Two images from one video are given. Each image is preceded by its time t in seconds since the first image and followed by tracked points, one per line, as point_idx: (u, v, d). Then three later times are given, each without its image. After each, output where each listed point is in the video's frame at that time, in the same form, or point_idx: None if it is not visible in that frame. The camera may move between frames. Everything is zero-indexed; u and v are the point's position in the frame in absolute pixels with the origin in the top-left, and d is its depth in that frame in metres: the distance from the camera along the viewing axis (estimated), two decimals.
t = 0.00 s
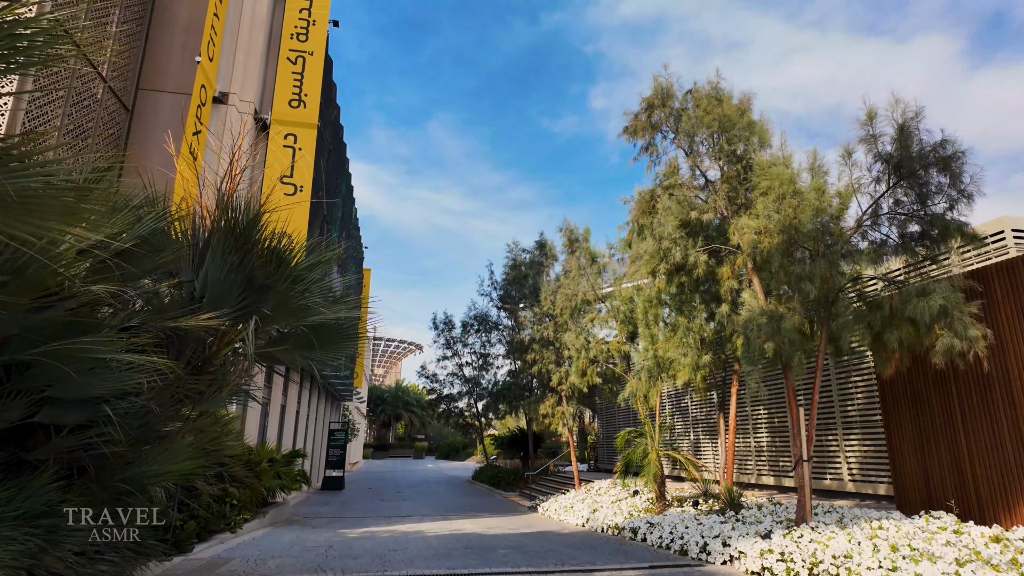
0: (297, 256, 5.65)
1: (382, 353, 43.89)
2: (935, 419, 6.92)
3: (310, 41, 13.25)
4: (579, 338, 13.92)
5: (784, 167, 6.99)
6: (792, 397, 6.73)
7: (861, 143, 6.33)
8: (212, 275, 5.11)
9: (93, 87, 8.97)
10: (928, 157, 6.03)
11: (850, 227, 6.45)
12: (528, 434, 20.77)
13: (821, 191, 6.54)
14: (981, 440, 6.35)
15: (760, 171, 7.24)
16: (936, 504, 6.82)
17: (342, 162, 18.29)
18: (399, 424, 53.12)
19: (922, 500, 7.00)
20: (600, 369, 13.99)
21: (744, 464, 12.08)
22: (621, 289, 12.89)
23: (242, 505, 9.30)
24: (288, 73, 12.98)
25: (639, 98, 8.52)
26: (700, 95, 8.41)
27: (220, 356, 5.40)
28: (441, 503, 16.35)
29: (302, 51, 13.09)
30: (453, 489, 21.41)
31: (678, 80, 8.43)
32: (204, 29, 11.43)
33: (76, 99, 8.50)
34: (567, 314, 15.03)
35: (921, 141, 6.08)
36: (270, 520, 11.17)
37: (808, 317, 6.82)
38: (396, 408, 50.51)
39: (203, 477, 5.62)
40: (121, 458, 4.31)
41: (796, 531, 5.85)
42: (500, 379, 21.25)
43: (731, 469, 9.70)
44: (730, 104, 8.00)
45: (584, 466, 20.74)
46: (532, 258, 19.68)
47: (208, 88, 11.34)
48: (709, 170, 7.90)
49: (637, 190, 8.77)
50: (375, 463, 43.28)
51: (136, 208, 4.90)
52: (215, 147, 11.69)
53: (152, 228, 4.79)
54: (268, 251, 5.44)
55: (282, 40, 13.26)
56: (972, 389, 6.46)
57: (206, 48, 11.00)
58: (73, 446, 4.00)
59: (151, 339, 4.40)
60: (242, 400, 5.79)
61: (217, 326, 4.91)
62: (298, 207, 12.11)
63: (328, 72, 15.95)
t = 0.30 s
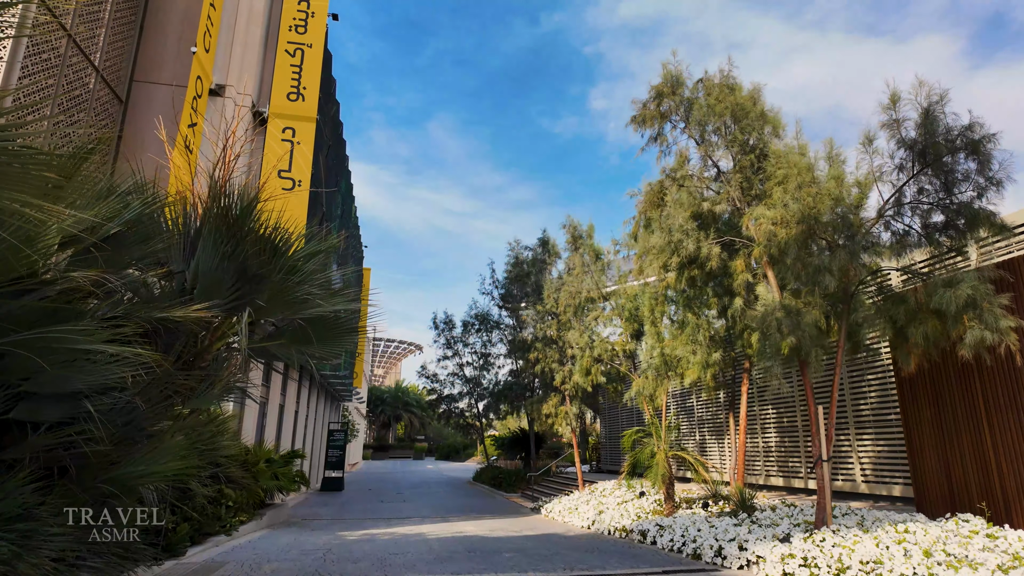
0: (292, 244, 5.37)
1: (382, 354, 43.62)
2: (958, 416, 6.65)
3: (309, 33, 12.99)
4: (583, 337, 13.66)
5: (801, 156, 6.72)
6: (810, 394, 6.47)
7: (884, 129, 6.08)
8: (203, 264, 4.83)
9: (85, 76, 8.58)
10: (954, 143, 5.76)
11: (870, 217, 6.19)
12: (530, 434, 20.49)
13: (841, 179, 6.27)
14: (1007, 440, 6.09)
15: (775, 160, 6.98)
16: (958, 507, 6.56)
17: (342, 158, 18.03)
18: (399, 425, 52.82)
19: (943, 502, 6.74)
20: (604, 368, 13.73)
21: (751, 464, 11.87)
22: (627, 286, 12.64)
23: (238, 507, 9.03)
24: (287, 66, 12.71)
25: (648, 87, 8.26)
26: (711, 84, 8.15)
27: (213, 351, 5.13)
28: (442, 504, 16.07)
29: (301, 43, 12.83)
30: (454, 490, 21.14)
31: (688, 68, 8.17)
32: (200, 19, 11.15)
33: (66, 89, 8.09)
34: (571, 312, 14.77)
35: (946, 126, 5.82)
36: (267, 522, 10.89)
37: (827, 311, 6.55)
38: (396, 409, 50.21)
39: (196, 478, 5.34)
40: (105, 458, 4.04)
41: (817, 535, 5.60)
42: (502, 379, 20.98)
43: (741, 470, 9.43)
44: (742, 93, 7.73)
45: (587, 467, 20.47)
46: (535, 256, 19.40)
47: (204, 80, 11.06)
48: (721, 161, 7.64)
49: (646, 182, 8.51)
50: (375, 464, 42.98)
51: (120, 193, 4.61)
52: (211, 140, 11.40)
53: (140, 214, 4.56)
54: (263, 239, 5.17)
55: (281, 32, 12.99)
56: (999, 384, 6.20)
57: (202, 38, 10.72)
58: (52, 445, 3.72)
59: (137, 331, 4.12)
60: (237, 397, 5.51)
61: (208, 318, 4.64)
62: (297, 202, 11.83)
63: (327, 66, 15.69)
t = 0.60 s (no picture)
0: (286, 235, 5.04)
1: (383, 354, 43.33)
2: (988, 416, 6.36)
3: (308, 25, 12.70)
4: (589, 335, 13.38)
5: (821, 146, 6.45)
6: (833, 394, 6.17)
7: (914, 115, 5.82)
8: (192, 255, 4.52)
9: (76, 64, 8.27)
10: (989, 128, 5.46)
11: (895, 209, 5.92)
12: (533, 435, 20.19)
13: (864, 169, 5.99)
14: None
15: (795, 150, 6.71)
16: (989, 513, 6.23)
17: (342, 154, 17.74)
18: (400, 425, 52.53)
19: (972, 509, 6.40)
20: (610, 367, 13.44)
21: (761, 466, 11.60)
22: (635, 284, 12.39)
23: (234, 510, 8.74)
24: (286, 58, 12.42)
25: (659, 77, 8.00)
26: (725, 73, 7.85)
27: (204, 348, 4.83)
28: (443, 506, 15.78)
29: (300, 35, 12.54)
30: (456, 491, 20.85)
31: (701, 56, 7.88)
32: (196, 8, 10.85)
33: (55, 78, 7.78)
34: (575, 310, 14.48)
35: (981, 110, 5.52)
36: (266, 525, 10.60)
37: (851, 307, 6.24)
38: (397, 409, 49.88)
39: (187, 482, 5.04)
40: (87, 461, 3.75)
41: (843, 542, 5.30)
42: (504, 379, 20.68)
43: (755, 472, 9.13)
44: (758, 80, 7.44)
45: (590, 468, 20.16)
46: (539, 253, 19.10)
47: (201, 71, 10.77)
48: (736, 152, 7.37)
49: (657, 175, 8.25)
50: (375, 465, 42.68)
51: (104, 177, 4.30)
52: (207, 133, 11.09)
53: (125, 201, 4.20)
54: (258, 228, 4.86)
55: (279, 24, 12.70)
56: None
57: (198, 28, 10.44)
58: (25, 449, 3.42)
59: (121, 325, 3.81)
60: (231, 397, 5.21)
61: (199, 311, 4.34)
62: (296, 196, 11.53)
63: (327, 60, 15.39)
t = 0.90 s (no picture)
0: (280, 222, 4.77)
1: (382, 354, 43.05)
2: (1014, 412, 6.10)
3: (306, 16, 12.43)
4: (592, 333, 13.11)
5: (839, 133, 6.19)
6: (853, 391, 5.89)
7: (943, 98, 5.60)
8: (180, 243, 4.25)
9: (66, 53, 7.97)
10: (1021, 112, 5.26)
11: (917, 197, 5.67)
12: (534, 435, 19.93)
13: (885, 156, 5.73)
14: None
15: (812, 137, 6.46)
16: (1015, 515, 5.97)
17: (340, 150, 17.46)
18: (399, 426, 52.24)
19: (997, 510, 6.14)
20: (614, 366, 13.16)
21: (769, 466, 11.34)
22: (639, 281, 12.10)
23: (229, 513, 8.45)
24: (283, 50, 12.14)
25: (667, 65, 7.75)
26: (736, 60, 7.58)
27: (193, 342, 4.54)
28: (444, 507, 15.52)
29: (298, 26, 12.26)
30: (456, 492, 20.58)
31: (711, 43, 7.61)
32: None
33: (43, 65, 7.48)
34: (579, 308, 14.20)
35: (1012, 93, 5.31)
36: (262, 527, 10.31)
37: (872, 301, 5.97)
38: (396, 409, 49.57)
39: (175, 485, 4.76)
40: (64, 462, 3.47)
41: (868, 547, 5.03)
42: (505, 379, 20.42)
43: (766, 473, 8.86)
44: (771, 67, 7.17)
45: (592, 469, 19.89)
46: (541, 250, 18.85)
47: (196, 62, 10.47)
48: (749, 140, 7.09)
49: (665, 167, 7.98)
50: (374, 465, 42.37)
51: (85, 159, 4.02)
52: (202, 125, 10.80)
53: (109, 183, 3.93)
54: (249, 214, 4.57)
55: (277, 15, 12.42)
56: None
57: (193, 17, 10.14)
58: None
59: (99, 316, 3.54)
60: (222, 394, 4.93)
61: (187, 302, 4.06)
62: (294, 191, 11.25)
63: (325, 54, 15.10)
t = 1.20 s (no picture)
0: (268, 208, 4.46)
1: (382, 354, 42.73)
2: None
3: (303, 7, 12.13)
4: (596, 332, 12.82)
5: (859, 120, 5.91)
6: (875, 391, 5.58)
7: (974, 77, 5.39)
8: (160, 230, 3.94)
9: (52, 39, 7.66)
10: None
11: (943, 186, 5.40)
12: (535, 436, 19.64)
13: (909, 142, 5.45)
14: None
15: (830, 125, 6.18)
16: None
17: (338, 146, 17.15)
18: (399, 426, 51.91)
19: None
20: (618, 365, 12.86)
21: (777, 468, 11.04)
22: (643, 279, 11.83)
23: (221, 517, 8.13)
24: (279, 41, 11.83)
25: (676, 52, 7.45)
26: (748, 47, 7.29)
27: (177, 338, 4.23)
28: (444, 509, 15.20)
29: (294, 17, 11.97)
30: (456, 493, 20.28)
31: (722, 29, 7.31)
32: None
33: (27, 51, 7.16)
34: (581, 306, 13.91)
35: None
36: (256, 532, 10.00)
37: (894, 295, 5.67)
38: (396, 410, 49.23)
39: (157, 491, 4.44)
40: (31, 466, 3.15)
41: (896, 555, 4.73)
42: (506, 379, 20.12)
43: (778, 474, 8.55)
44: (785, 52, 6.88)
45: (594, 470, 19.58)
46: (543, 248, 18.57)
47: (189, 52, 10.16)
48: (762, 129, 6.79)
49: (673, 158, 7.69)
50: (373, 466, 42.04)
51: (56, 138, 3.70)
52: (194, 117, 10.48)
53: (81, 163, 3.60)
54: (235, 199, 4.26)
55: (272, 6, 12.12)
56: None
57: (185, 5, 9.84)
58: None
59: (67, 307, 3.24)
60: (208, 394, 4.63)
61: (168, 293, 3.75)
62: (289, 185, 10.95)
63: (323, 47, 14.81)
